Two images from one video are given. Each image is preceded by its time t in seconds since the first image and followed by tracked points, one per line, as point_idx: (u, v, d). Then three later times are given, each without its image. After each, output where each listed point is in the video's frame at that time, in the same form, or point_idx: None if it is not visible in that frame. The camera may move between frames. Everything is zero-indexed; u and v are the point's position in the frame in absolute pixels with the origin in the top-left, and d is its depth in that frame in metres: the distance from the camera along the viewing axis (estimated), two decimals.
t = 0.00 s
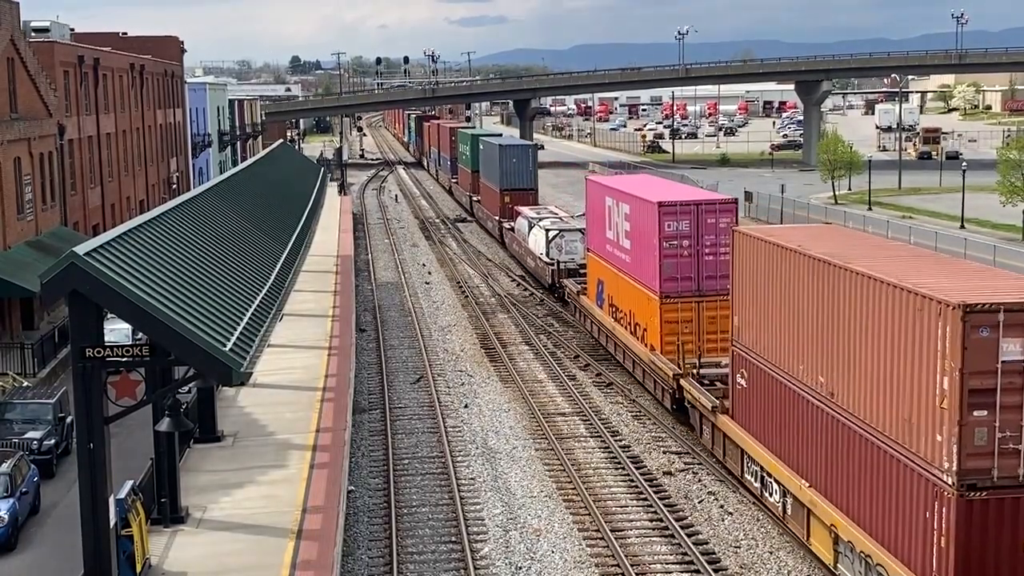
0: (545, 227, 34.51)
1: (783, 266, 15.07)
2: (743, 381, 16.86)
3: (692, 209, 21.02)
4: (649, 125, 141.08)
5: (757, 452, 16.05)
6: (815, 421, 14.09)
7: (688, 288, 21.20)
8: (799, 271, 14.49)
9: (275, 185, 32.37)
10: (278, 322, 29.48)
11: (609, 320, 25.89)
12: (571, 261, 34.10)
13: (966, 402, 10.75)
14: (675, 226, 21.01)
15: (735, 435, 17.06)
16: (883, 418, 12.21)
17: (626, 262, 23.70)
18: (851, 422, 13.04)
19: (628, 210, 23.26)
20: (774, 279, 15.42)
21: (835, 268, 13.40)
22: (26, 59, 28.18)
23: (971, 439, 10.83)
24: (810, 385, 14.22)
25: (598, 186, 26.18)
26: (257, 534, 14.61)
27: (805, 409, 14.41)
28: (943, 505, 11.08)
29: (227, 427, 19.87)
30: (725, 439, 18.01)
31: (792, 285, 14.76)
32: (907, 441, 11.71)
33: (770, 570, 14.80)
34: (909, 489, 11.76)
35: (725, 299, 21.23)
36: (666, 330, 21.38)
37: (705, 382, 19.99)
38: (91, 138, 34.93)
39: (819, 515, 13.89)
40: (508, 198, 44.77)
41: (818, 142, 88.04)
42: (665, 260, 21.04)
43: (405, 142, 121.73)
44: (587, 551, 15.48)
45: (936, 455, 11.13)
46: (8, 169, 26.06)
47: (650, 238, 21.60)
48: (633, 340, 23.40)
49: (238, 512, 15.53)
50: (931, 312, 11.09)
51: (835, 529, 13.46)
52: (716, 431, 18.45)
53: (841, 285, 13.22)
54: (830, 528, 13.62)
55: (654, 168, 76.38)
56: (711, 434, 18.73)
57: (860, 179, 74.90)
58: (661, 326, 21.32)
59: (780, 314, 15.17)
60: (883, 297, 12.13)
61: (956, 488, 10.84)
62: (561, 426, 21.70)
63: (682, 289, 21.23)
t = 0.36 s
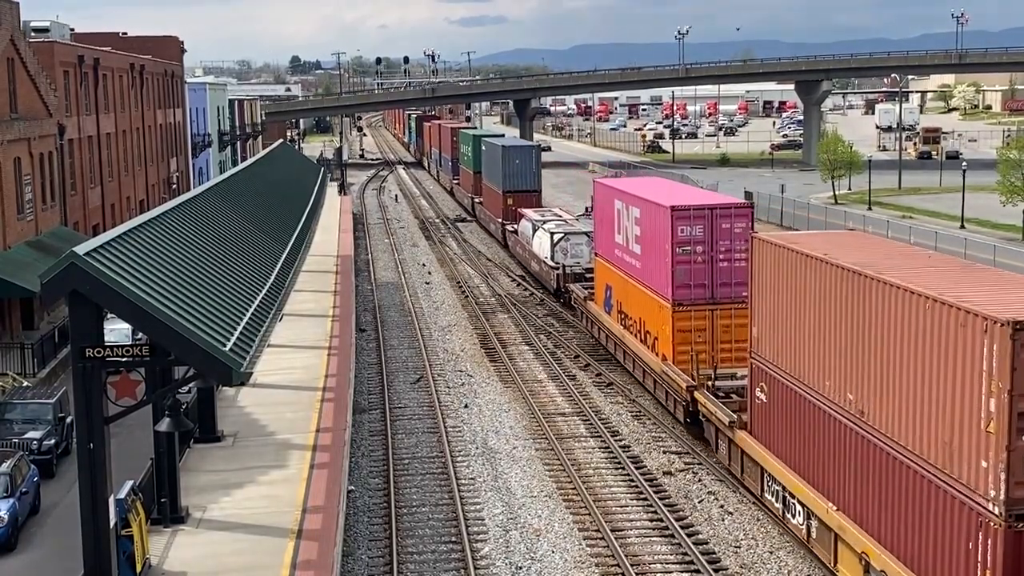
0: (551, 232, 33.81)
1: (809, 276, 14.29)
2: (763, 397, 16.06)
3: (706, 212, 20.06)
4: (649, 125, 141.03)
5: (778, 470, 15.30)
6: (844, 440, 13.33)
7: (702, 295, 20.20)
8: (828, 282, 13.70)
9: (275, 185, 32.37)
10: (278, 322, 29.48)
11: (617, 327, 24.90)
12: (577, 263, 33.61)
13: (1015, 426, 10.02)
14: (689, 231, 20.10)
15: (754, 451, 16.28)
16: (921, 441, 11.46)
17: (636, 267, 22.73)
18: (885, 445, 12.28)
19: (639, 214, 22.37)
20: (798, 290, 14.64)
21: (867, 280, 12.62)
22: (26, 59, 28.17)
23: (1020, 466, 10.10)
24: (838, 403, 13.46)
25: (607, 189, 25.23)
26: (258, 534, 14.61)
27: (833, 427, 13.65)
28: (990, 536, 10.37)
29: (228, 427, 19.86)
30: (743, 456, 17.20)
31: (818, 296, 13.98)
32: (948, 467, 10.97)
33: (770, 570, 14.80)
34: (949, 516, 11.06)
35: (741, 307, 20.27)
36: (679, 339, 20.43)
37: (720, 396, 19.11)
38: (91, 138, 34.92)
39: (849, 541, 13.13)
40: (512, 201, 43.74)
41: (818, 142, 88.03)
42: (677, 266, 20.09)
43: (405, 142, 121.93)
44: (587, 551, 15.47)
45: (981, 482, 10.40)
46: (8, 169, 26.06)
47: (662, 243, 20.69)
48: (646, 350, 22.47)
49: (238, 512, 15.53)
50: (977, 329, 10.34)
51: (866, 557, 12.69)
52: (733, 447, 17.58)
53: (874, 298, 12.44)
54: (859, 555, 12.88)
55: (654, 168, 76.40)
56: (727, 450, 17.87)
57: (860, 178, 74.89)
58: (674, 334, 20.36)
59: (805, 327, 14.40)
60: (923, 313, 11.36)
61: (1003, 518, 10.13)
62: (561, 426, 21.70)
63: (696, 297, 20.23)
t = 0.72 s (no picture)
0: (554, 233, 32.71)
1: (834, 285, 13.43)
2: (784, 413, 15.13)
3: (722, 217, 19.35)
4: (649, 125, 141.06)
5: (800, 489, 14.44)
6: (873, 461, 12.48)
7: (717, 302, 19.45)
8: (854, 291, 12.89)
9: (275, 184, 32.36)
10: (278, 322, 29.48)
11: (627, 334, 24.05)
12: (583, 267, 32.42)
13: None
14: (703, 237, 19.38)
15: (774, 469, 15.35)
16: (958, 465, 10.67)
17: (647, 273, 21.99)
18: (921, 469, 11.41)
19: (650, 219, 21.68)
20: (821, 301, 13.81)
21: (902, 292, 11.75)
22: (26, 59, 28.17)
23: None
24: (863, 419, 12.68)
25: (616, 192, 24.50)
26: (257, 534, 14.62)
27: (860, 447, 12.80)
28: None
29: (228, 427, 19.87)
30: (763, 475, 16.24)
31: (846, 308, 13.12)
32: (987, 491, 10.21)
33: (771, 570, 14.80)
34: (985, 543, 10.32)
35: (757, 315, 19.55)
36: (692, 349, 19.64)
37: (738, 409, 18.17)
38: (91, 138, 34.92)
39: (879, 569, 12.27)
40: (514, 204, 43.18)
41: (818, 142, 88.04)
42: (691, 273, 19.36)
43: (405, 142, 122.02)
44: (587, 551, 15.47)
45: None
46: (8, 169, 26.06)
47: (674, 250, 19.98)
48: (657, 358, 21.53)
49: (238, 512, 15.52)
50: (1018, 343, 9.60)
51: None
52: (753, 465, 16.58)
53: (909, 312, 11.58)
54: None
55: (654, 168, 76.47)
56: (746, 467, 16.87)
57: (859, 178, 74.91)
58: (687, 344, 19.57)
59: (829, 338, 13.54)
60: (956, 327, 10.69)
61: None
62: (561, 426, 21.70)
63: (710, 305, 19.47)
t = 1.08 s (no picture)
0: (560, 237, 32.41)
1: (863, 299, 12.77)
2: (807, 430, 14.52)
3: (738, 221, 18.89)
4: (649, 125, 141.04)
5: (829, 514, 13.79)
6: (908, 485, 11.82)
7: (733, 310, 18.98)
8: (885, 307, 12.23)
9: (275, 184, 32.36)
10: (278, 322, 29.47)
11: (636, 344, 23.54)
12: (589, 271, 31.98)
13: None
14: (718, 242, 18.92)
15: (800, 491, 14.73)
16: (985, 481, 10.29)
17: (659, 280, 21.47)
18: (956, 493, 10.84)
19: (662, 223, 21.19)
20: (847, 313, 13.15)
21: (933, 305, 11.19)
22: (26, 59, 28.16)
23: None
24: (889, 435, 12.16)
25: (626, 196, 24.01)
26: (257, 534, 14.61)
27: (892, 468, 12.15)
28: None
29: (228, 427, 19.85)
30: (784, 494, 15.68)
31: (874, 320, 12.52)
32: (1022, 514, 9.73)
33: (771, 570, 14.80)
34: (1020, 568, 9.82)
35: (773, 324, 19.14)
36: (707, 359, 19.11)
37: (754, 423, 17.71)
38: (91, 138, 34.91)
39: None
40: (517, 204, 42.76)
41: (818, 142, 88.00)
42: (705, 279, 18.87)
43: (405, 142, 122.02)
44: (587, 551, 15.47)
45: None
46: (8, 169, 26.05)
47: (687, 256, 19.48)
48: (669, 371, 20.96)
49: (238, 513, 15.51)
50: None
51: None
52: (772, 483, 16.06)
53: (935, 323, 11.13)
54: None
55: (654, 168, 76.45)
56: (765, 485, 16.33)
57: (859, 178, 74.90)
58: (701, 354, 19.06)
59: (858, 355, 12.89)
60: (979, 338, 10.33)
61: None
62: (561, 426, 21.69)
63: (725, 313, 18.98)
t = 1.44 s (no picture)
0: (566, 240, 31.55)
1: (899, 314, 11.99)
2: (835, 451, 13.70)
3: (754, 227, 18.17)
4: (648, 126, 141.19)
5: (861, 543, 12.87)
6: (953, 515, 10.98)
7: (749, 321, 18.28)
8: (925, 322, 11.44)
9: (274, 184, 32.42)
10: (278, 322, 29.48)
11: (647, 352, 22.67)
12: (595, 276, 31.08)
13: None
14: (734, 249, 18.18)
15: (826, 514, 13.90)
16: (1009, 494, 9.99)
17: (671, 288, 20.71)
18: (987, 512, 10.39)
19: (674, 229, 20.44)
20: (869, 322, 12.68)
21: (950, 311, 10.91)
22: (26, 59, 28.15)
23: None
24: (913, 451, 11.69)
25: (635, 200, 23.26)
26: (257, 534, 14.62)
27: (910, 483, 11.80)
28: None
29: (229, 427, 19.86)
30: (810, 518, 14.76)
31: (895, 331, 12.09)
32: None
33: (771, 570, 14.80)
34: None
35: (791, 334, 18.46)
36: (722, 371, 18.28)
37: (774, 441, 16.68)
38: (91, 138, 34.91)
39: None
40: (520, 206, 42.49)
41: (819, 142, 88.01)
42: (721, 288, 18.10)
43: (405, 142, 122.17)
44: (587, 551, 15.48)
45: None
46: (8, 169, 26.05)
47: (702, 263, 18.73)
48: (684, 384, 20.04)
49: (238, 513, 15.51)
50: None
51: None
52: (796, 505, 15.18)
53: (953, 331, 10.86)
54: None
55: (654, 168, 76.47)
56: (788, 506, 15.50)
57: (859, 178, 74.92)
58: (716, 366, 18.25)
59: (893, 373, 12.09)
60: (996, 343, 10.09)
61: None
62: (561, 426, 21.72)
63: (741, 323, 18.26)
